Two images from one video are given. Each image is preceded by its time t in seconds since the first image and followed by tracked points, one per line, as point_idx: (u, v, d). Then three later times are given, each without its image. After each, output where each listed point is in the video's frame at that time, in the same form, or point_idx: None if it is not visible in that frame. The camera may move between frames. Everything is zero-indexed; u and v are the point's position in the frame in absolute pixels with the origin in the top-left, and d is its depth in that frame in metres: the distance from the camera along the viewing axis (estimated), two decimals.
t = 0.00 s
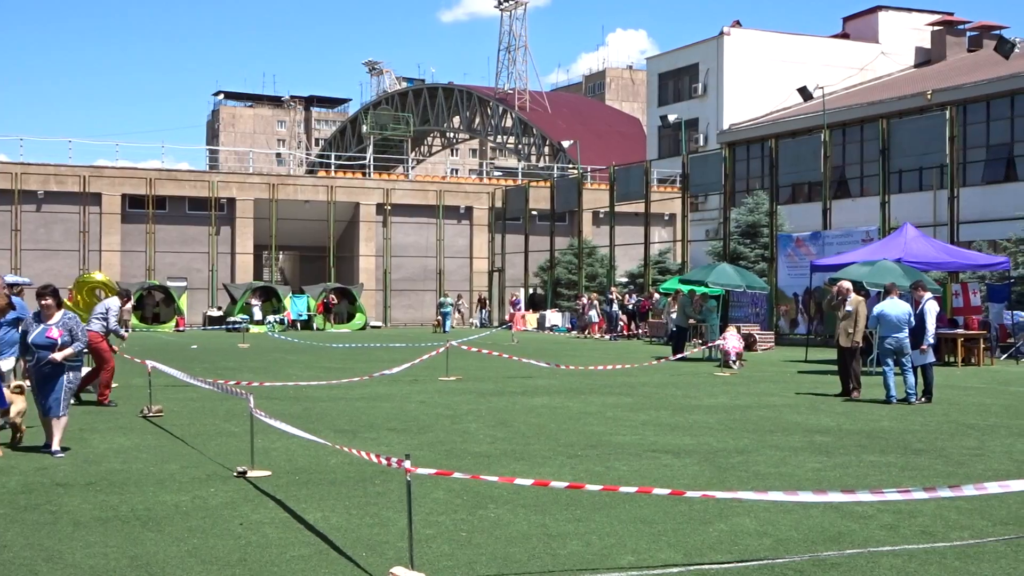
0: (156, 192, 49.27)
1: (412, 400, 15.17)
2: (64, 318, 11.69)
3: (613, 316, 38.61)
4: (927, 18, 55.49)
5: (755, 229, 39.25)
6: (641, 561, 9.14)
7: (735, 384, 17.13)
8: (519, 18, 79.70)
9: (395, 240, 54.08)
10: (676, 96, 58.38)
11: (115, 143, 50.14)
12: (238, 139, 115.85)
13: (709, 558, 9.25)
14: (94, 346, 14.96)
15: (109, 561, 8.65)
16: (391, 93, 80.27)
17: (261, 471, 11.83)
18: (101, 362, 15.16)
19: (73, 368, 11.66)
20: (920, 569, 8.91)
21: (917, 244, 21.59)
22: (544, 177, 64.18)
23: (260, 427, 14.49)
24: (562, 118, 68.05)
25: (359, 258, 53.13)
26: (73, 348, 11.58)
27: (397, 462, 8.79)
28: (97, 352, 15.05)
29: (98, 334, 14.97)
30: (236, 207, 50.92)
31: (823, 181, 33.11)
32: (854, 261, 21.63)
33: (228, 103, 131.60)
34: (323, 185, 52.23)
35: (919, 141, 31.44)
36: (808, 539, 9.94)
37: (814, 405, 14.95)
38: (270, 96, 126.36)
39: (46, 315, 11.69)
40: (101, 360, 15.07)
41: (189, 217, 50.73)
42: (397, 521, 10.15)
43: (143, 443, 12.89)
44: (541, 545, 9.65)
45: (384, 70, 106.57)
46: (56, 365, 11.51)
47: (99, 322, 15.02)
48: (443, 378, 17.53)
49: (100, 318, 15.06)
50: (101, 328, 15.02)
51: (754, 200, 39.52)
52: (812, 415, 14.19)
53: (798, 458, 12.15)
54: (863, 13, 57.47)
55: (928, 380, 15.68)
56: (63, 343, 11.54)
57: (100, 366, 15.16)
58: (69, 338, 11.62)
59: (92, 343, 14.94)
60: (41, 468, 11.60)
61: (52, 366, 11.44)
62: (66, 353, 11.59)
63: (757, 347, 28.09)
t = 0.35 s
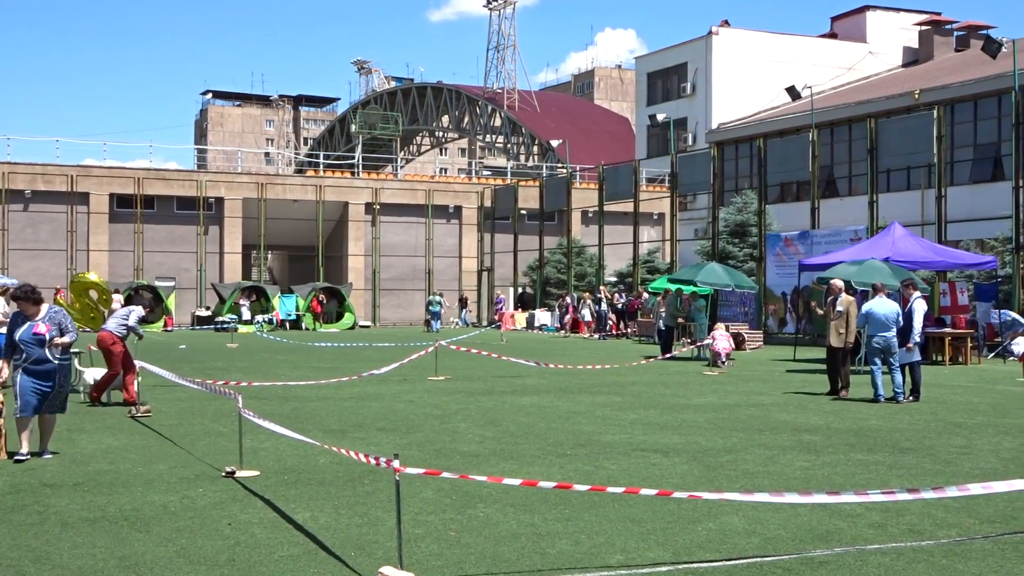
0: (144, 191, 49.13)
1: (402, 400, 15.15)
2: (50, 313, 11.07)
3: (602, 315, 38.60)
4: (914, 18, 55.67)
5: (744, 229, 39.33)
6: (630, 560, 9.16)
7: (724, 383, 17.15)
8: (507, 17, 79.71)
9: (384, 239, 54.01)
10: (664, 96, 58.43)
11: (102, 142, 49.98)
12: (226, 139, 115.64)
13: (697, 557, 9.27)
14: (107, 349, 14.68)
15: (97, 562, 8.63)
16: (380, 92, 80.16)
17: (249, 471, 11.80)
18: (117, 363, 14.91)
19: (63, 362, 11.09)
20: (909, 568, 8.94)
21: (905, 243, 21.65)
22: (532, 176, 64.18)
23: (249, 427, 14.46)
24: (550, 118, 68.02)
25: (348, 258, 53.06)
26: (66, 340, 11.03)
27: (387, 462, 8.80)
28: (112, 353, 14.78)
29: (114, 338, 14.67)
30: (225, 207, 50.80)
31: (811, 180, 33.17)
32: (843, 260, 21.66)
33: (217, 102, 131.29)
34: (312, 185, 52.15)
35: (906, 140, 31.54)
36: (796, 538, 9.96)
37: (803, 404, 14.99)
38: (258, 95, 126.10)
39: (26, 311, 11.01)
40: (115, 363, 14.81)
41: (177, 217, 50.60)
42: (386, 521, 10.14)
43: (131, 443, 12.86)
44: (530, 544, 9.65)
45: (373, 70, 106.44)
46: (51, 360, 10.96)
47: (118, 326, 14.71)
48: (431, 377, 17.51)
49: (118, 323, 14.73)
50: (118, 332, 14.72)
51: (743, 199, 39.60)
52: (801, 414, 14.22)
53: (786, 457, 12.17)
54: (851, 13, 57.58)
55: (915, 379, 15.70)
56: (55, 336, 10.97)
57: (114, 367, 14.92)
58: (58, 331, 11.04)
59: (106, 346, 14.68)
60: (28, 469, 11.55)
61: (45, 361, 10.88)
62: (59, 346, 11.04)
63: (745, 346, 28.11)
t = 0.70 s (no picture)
0: (130, 192, 49.00)
1: (388, 400, 15.14)
2: (30, 313, 10.82)
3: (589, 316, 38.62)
4: (900, 18, 55.90)
5: (730, 229, 39.42)
6: (616, 559, 9.16)
7: (710, 382, 17.18)
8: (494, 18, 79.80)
9: (370, 240, 53.96)
10: (651, 96, 58.54)
11: (87, 143, 49.85)
12: (212, 140, 115.46)
13: (683, 556, 9.28)
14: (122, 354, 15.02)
15: (81, 563, 8.60)
16: (366, 93, 80.10)
17: (235, 472, 11.78)
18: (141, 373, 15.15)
19: (48, 364, 10.78)
20: (893, 565, 8.98)
21: (890, 242, 21.72)
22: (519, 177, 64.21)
23: (235, 428, 14.43)
24: (537, 118, 68.06)
25: (334, 258, 53.01)
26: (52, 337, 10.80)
27: (371, 462, 8.80)
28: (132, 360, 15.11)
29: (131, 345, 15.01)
30: (210, 208, 50.70)
31: (798, 180, 33.26)
32: (828, 259, 21.72)
33: (203, 103, 131.06)
34: (298, 185, 52.08)
35: (891, 139, 31.64)
36: (782, 537, 9.98)
37: (788, 403, 15.03)
38: (244, 96, 125.91)
39: (7, 314, 10.70)
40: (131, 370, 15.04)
41: (162, 217, 50.49)
42: (372, 521, 10.13)
43: (116, 444, 12.82)
44: (516, 544, 9.65)
45: (359, 70, 106.34)
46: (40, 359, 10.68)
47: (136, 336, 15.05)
48: (418, 377, 17.51)
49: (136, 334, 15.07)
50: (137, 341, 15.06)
51: (729, 199, 39.68)
52: (786, 413, 14.25)
53: (772, 456, 12.20)
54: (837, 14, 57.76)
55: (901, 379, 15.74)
56: (39, 335, 10.68)
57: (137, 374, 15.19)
58: (42, 330, 10.77)
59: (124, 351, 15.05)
60: (13, 470, 11.50)
61: (34, 361, 10.54)
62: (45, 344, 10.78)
63: (732, 346, 28.15)
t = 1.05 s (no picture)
0: (110, 191, 48.78)
1: (370, 400, 15.11)
2: (29, 322, 10.36)
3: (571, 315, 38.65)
4: (880, 20, 56.23)
5: (712, 228, 39.53)
6: (597, 559, 9.17)
7: (692, 382, 17.24)
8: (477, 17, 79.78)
9: (352, 239, 53.89)
10: (632, 96, 58.62)
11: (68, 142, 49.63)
12: (193, 139, 115.20)
13: (663, 555, 9.30)
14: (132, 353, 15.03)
15: (60, 564, 8.55)
16: (348, 92, 79.99)
17: (216, 472, 11.75)
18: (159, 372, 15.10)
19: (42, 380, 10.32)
20: (873, 564, 9.02)
21: (871, 242, 21.83)
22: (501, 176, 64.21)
23: (215, 428, 14.38)
24: (519, 118, 68.08)
25: (316, 258, 52.90)
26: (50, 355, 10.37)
27: (354, 462, 8.81)
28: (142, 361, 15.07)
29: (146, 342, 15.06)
30: (192, 207, 50.54)
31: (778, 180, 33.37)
32: (809, 259, 21.79)
33: (184, 102, 130.60)
34: (280, 185, 51.94)
35: (871, 140, 31.78)
36: (764, 536, 10.02)
37: (769, 402, 15.08)
38: (226, 95, 125.51)
39: (7, 319, 10.24)
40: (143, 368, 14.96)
41: (143, 217, 50.30)
42: (353, 521, 10.11)
43: (96, 444, 12.76)
44: (498, 543, 9.66)
45: (342, 70, 106.15)
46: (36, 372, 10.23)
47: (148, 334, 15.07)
48: (400, 377, 17.48)
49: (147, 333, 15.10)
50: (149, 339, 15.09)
51: (710, 199, 39.79)
52: (767, 412, 14.29)
53: (753, 456, 12.24)
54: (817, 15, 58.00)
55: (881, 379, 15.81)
56: (39, 350, 10.25)
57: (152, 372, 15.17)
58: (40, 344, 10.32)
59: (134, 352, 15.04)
60: None
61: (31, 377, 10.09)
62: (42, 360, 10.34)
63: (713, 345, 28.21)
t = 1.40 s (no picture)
0: (84, 191, 48.50)
1: (345, 400, 15.07)
2: (10, 320, 10.13)
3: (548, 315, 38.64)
4: (856, 20, 56.61)
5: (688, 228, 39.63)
6: (572, 558, 9.19)
7: (667, 381, 17.28)
8: (454, 17, 79.79)
9: (328, 239, 53.80)
10: (609, 96, 58.72)
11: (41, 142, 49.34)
12: (168, 138, 114.77)
13: (637, 554, 9.33)
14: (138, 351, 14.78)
15: (31, 566, 8.51)
16: (325, 92, 79.82)
17: (190, 472, 11.71)
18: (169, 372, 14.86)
19: (21, 379, 9.98)
20: (846, 562, 9.06)
21: (845, 242, 21.94)
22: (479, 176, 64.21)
23: (189, 429, 14.33)
24: (497, 118, 68.09)
25: (292, 258, 52.79)
26: (27, 355, 10.03)
27: (328, 462, 8.81)
28: (147, 361, 14.81)
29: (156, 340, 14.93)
30: (167, 206, 50.34)
31: (755, 180, 33.44)
32: (784, 259, 21.85)
33: (160, 102, 130.11)
34: (256, 185, 51.79)
35: (845, 141, 31.90)
36: (738, 535, 10.05)
37: (744, 401, 15.12)
38: (202, 94, 124.96)
39: None
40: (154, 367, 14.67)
41: (117, 216, 50.05)
42: (327, 521, 10.10)
43: (69, 446, 12.69)
44: (473, 543, 9.66)
45: (318, 69, 105.93)
46: (8, 369, 9.83)
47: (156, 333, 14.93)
48: (375, 377, 17.46)
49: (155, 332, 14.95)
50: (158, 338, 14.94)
51: (687, 199, 39.89)
52: (742, 412, 14.32)
53: (727, 455, 12.29)
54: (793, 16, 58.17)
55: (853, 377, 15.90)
56: (18, 347, 9.94)
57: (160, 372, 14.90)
58: (21, 343, 10.03)
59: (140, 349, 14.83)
60: None
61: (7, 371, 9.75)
62: (18, 359, 9.98)
63: (690, 345, 28.26)
